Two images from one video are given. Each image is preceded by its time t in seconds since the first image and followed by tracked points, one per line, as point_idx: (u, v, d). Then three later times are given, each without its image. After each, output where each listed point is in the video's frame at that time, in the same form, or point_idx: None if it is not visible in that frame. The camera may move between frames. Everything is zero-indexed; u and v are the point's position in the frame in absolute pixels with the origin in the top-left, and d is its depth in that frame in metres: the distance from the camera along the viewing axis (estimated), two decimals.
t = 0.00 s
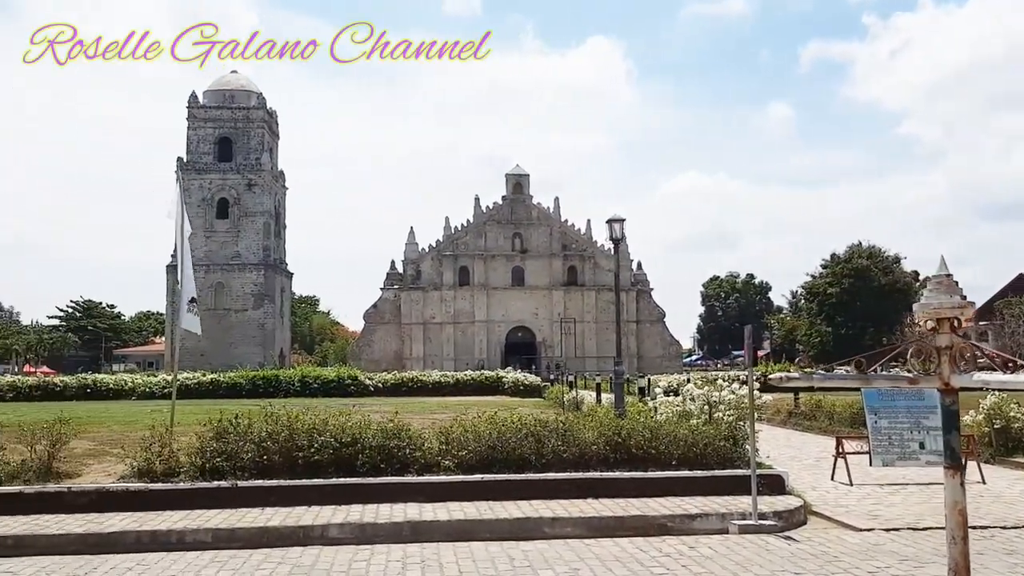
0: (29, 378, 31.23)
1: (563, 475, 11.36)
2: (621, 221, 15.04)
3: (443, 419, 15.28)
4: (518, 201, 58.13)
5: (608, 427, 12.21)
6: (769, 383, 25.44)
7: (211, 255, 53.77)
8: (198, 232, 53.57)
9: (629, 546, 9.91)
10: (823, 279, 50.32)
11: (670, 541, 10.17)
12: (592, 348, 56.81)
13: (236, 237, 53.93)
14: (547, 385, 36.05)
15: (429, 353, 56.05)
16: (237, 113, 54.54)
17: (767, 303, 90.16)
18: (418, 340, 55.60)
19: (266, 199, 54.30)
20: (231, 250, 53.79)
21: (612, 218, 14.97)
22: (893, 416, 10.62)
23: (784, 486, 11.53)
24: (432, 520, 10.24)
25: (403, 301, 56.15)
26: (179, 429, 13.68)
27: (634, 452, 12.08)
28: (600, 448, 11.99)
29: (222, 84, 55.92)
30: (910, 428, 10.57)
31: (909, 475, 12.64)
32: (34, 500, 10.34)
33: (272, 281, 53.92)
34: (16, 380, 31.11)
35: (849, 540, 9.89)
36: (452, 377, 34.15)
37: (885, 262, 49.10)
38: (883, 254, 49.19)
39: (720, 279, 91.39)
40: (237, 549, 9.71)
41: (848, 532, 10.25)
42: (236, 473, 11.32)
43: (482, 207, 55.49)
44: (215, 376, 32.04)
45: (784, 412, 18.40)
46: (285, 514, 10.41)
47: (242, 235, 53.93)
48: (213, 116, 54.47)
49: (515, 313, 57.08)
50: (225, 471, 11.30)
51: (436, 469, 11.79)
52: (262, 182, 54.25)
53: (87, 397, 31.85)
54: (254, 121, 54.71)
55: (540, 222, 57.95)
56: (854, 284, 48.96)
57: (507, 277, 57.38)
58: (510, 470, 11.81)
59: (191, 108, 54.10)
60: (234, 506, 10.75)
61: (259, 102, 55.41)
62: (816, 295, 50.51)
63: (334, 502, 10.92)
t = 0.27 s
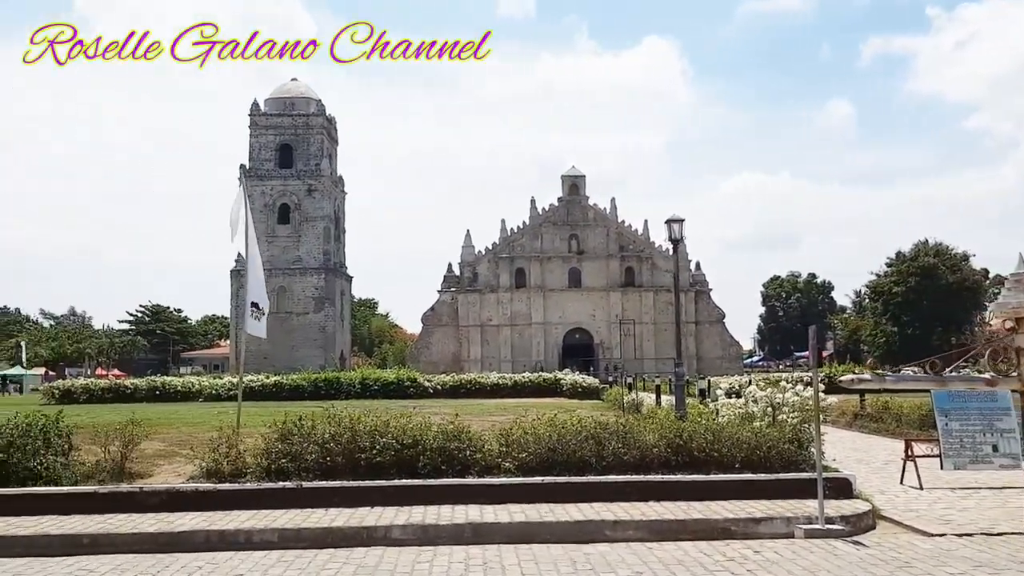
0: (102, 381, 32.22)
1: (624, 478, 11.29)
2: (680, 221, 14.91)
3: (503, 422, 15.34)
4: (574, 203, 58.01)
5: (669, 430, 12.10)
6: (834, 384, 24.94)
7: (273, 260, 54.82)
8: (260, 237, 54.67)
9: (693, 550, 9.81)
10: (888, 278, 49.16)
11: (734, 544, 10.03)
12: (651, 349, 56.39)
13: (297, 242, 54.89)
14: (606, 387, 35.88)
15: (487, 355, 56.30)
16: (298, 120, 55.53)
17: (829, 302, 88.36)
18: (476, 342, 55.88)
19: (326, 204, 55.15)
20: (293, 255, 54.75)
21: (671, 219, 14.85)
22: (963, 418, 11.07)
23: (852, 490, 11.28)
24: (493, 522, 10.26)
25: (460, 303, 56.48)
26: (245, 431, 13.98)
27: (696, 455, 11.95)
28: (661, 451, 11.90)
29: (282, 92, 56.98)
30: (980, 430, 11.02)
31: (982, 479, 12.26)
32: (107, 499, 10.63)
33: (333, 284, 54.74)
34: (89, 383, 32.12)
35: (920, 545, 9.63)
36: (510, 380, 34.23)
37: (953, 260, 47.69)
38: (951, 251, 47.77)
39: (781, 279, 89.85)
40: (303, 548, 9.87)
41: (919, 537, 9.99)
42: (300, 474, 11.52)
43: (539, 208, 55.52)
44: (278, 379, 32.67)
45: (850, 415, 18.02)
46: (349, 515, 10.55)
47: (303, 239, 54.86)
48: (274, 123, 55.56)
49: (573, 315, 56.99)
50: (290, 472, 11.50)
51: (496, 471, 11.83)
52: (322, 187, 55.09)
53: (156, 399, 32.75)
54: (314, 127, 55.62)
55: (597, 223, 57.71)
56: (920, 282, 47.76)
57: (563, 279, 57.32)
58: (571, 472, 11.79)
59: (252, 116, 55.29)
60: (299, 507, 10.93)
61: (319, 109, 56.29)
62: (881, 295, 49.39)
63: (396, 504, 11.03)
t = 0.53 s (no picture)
0: (178, 385, 33.22)
1: (694, 481, 11.15)
2: (749, 221, 14.68)
3: (571, 423, 15.33)
4: (638, 204, 57.62)
5: (740, 432, 11.92)
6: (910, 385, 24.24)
7: (340, 264, 55.75)
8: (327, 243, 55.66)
9: (765, 555, 9.64)
10: (965, 278, 47.53)
11: (809, 549, 9.82)
12: (718, 351, 55.65)
13: (363, 246, 55.72)
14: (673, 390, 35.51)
15: (551, 358, 56.31)
16: (362, 126, 56.40)
17: (903, 303, 85.88)
18: (540, 344, 55.94)
19: (390, 209, 55.88)
20: (358, 259, 55.61)
21: (740, 218, 14.63)
22: None
23: (931, 495, 10.95)
24: (562, 524, 10.24)
25: (524, 306, 56.62)
26: (317, 432, 14.24)
27: (768, 458, 11.75)
28: (732, 454, 11.72)
29: (347, 99, 57.95)
30: None
31: None
32: (186, 498, 10.93)
33: (398, 288, 55.40)
34: (166, 385, 33.11)
35: (1006, 553, 9.27)
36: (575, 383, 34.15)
37: None
38: None
39: (852, 280, 87.70)
40: (374, 548, 9.99)
41: (1003, 544, 9.63)
42: (370, 474, 11.68)
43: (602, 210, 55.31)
44: (346, 381, 33.24)
45: (927, 417, 17.48)
46: (418, 515, 10.64)
47: (368, 244, 55.68)
48: (339, 130, 56.55)
49: (638, 317, 56.63)
50: (361, 472, 11.67)
51: (564, 473, 11.81)
52: (387, 193, 55.82)
53: (229, 401, 33.59)
54: (378, 133, 56.40)
55: (661, 224, 57.21)
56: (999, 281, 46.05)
57: (628, 281, 57.00)
58: (640, 475, 11.69)
59: (318, 123, 56.43)
60: (370, 507, 11.07)
61: (383, 115, 57.05)
62: (958, 294, 47.80)
63: (464, 505, 11.09)
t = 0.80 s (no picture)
0: (252, 383, 34.07)
1: (765, 485, 10.96)
2: (823, 221, 14.36)
3: (639, 426, 15.22)
4: (707, 204, 56.87)
5: (814, 437, 11.67)
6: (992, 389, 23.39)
7: (407, 266, 56.40)
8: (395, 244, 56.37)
9: (841, 562, 9.40)
10: None
11: (886, 558, 9.54)
12: (789, 353, 54.56)
13: (430, 247, 56.26)
14: (742, 393, 34.93)
15: (618, 359, 55.98)
16: (430, 129, 56.96)
17: (984, 304, 82.89)
18: (607, 346, 55.67)
19: (457, 210, 56.30)
20: (426, 260, 56.17)
21: (814, 218, 14.34)
22: None
23: (1016, 504, 10.54)
24: (631, 527, 10.16)
25: (590, 307, 56.42)
26: (386, 431, 14.43)
27: (843, 464, 11.46)
28: (805, 459, 11.48)
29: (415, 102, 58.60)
30: None
31: None
32: (261, 494, 11.18)
33: (464, 289, 55.78)
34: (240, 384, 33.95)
35: None
36: (642, 385, 33.90)
37: None
38: None
39: (930, 281, 85.02)
40: (443, 547, 10.06)
41: None
42: (439, 474, 11.77)
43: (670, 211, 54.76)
44: (414, 381, 33.63)
45: (1011, 423, 16.83)
46: (486, 515, 10.69)
47: (435, 245, 56.20)
48: (407, 133, 57.22)
49: (707, 318, 55.92)
50: (430, 472, 11.78)
51: (633, 476, 11.73)
52: (453, 194, 56.25)
53: (301, 400, 34.24)
54: (445, 136, 56.89)
55: (730, 224, 56.36)
56: None
57: (696, 282, 56.33)
58: (710, 479, 11.53)
59: (387, 127, 57.23)
60: (438, 506, 11.16)
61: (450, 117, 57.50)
62: None
63: (533, 505, 11.09)
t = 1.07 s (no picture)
0: (324, 379, 34.71)
1: (841, 490, 10.70)
2: (902, 219, 13.97)
3: (709, 428, 15.04)
4: (780, 203, 55.77)
5: (892, 441, 11.34)
6: None
7: (476, 265, 56.79)
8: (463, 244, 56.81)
9: (921, 570, 9.13)
10: None
11: (969, 567, 9.22)
12: (865, 355, 53.13)
13: (498, 247, 56.53)
14: (816, 395, 34.17)
15: (687, 360, 55.36)
16: (498, 129, 57.23)
17: None
18: (676, 346, 55.11)
19: (525, 210, 56.45)
20: (494, 260, 56.46)
21: (893, 216, 13.94)
22: None
23: None
24: (702, 530, 10.04)
25: (659, 307, 55.92)
26: (456, 429, 14.57)
27: (924, 470, 11.12)
28: (884, 463, 11.17)
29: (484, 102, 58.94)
30: None
31: None
32: (334, 489, 11.40)
33: (532, 289, 55.87)
34: (313, 381, 34.63)
35: None
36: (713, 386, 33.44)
37: None
38: None
39: (1015, 281, 81.78)
40: (513, 545, 10.10)
41: None
42: (509, 472, 11.83)
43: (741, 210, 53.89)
44: (482, 380, 33.83)
45: None
46: (555, 514, 10.70)
47: (503, 245, 56.45)
48: (476, 133, 57.59)
49: (779, 319, 54.88)
50: (499, 470, 11.84)
51: (704, 478, 11.60)
52: (522, 194, 56.40)
53: (371, 397, 34.74)
54: (513, 136, 57.08)
55: (804, 223, 55.18)
56: None
57: (768, 282, 55.34)
58: (784, 482, 11.32)
59: (456, 127, 57.70)
60: (508, 505, 11.21)
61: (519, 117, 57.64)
62: None
63: (602, 506, 11.05)
